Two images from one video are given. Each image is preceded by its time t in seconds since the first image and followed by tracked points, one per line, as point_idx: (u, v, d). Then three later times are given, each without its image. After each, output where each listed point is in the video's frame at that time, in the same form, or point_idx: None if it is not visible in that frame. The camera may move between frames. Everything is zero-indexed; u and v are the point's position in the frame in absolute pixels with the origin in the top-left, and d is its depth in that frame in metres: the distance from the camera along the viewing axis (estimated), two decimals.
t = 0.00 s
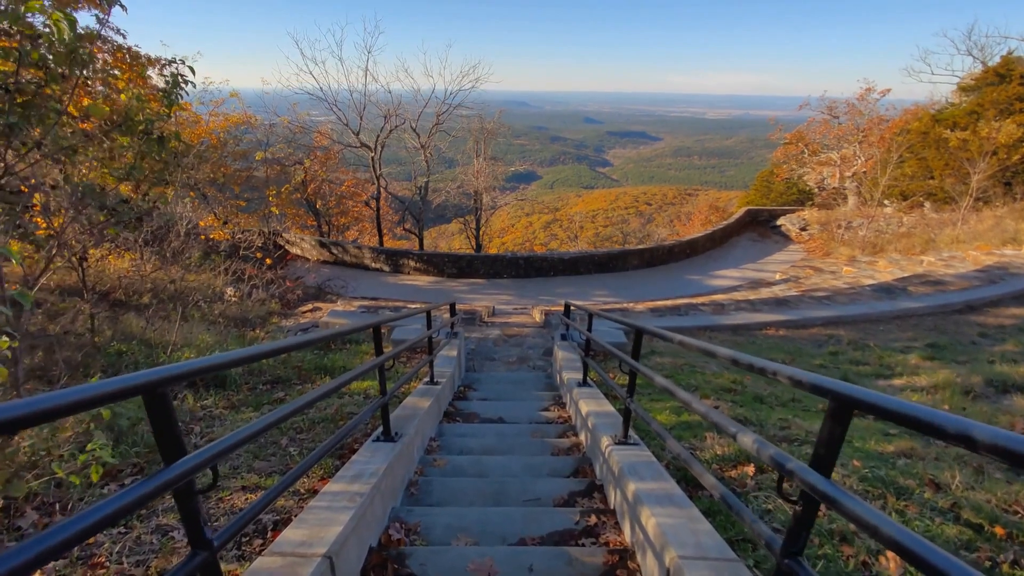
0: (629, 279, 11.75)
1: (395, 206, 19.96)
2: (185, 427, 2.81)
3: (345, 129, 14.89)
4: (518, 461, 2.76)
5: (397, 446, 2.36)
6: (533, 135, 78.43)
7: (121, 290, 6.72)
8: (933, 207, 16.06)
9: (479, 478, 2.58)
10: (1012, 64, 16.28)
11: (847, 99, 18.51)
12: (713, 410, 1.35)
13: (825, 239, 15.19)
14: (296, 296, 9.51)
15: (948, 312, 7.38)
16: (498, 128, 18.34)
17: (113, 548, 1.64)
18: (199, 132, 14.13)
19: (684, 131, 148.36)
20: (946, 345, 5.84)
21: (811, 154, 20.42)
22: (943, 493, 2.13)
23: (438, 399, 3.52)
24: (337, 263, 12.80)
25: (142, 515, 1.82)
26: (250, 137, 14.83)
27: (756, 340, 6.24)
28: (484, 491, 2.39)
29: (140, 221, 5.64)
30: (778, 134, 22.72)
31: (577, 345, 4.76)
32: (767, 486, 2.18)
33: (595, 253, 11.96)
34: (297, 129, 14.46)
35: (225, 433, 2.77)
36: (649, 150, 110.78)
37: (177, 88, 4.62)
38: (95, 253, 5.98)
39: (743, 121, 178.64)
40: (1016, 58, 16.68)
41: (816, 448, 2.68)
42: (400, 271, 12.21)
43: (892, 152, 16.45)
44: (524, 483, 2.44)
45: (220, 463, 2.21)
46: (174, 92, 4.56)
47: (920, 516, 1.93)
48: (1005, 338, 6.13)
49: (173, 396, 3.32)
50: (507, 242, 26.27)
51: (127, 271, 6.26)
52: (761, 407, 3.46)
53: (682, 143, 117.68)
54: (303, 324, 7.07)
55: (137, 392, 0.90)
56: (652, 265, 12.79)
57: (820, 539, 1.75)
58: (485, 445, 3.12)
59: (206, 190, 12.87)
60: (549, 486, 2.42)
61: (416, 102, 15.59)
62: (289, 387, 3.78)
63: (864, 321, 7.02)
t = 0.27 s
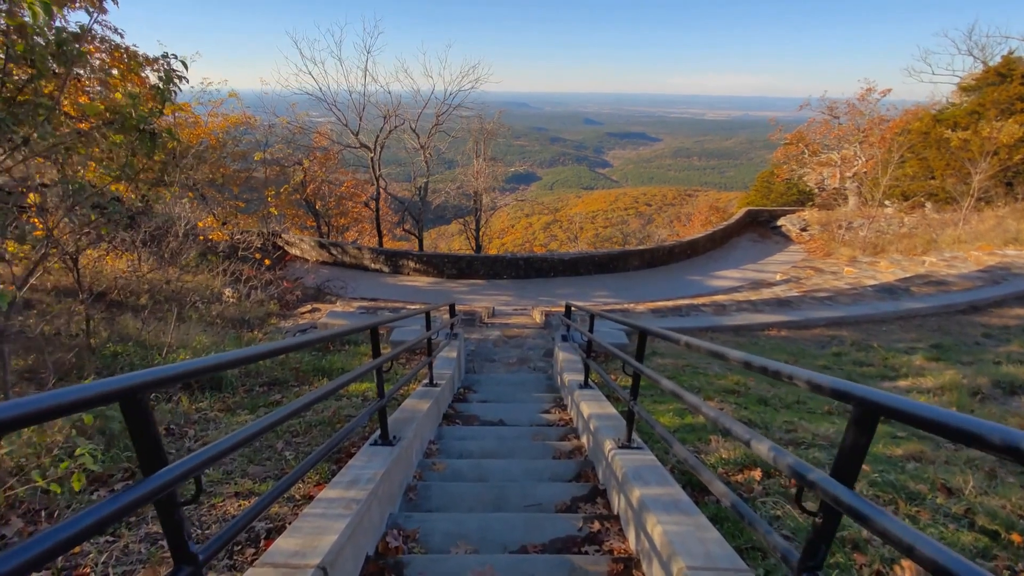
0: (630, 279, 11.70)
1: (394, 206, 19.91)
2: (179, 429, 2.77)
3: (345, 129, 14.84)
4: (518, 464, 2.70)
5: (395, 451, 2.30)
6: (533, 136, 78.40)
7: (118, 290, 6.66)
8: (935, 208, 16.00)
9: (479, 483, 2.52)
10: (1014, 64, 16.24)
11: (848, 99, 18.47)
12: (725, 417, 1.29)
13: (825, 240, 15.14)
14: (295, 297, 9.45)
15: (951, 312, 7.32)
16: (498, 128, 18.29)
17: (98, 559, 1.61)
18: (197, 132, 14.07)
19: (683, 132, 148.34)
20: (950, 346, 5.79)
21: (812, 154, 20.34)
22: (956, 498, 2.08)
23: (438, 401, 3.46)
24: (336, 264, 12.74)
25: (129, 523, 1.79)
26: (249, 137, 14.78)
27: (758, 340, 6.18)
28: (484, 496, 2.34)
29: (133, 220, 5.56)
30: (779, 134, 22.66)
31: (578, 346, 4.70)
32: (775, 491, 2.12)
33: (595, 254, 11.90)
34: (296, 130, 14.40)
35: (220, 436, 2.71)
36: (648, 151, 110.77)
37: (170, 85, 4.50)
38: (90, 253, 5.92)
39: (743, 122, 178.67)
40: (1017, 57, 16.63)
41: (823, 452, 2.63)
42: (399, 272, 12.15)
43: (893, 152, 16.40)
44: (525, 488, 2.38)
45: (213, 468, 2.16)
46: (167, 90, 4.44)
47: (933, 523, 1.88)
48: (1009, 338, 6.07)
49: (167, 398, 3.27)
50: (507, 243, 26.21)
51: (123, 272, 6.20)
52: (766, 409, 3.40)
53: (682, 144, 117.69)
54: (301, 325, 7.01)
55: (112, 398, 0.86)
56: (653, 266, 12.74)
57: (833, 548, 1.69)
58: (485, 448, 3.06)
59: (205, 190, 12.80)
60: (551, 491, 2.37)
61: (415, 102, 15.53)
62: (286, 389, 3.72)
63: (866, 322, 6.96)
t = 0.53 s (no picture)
0: (630, 280, 11.63)
1: (394, 207, 19.85)
2: (172, 434, 2.71)
3: (344, 130, 14.79)
4: (520, 468, 2.64)
5: (393, 456, 2.24)
6: (533, 137, 78.37)
7: (115, 292, 6.60)
8: (936, 208, 15.95)
9: (479, 488, 2.46)
10: (1015, 63, 16.20)
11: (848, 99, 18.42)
12: (741, 421, 1.23)
13: (826, 240, 15.09)
14: (294, 298, 9.38)
15: (955, 312, 7.26)
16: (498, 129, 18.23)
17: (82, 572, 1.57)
18: (196, 133, 14.00)
19: (683, 133, 148.37)
20: (955, 346, 5.73)
21: (811, 155, 20.27)
22: (973, 504, 2.02)
23: (438, 403, 3.40)
24: (335, 265, 12.68)
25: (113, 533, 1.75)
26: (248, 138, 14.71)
27: (761, 341, 6.12)
28: (485, 502, 2.27)
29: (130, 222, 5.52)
30: (779, 134, 22.63)
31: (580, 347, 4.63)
32: (786, 497, 2.06)
33: (596, 254, 11.84)
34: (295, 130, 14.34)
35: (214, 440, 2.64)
36: (648, 152, 110.78)
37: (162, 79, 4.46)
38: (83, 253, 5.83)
39: (742, 122, 178.74)
40: (1018, 57, 16.59)
41: (833, 455, 2.57)
42: (399, 273, 12.08)
43: (894, 152, 16.35)
44: (527, 493, 2.31)
45: (205, 474, 2.10)
46: (159, 85, 4.37)
47: (951, 530, 1.81)
48: (1015, 338, 6.01)
49: (161, 401, 3.20)
50: (506, 244, 26.16)
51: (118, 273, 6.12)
52: (772, 411, 3.34)
53: (682, 146, 117.67)
54: (299, 326, 6.95)
55: (82, 404, 0.80)
56: (653, 267, 12.69)
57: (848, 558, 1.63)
58: (486, 451, 3.00)
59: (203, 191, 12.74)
60: (553, 497, 2.30)
61: (414, 102, 15.48)
62: (283, 391, 3.65)
63: (870, 323, 6.90)
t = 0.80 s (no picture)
0: (631, 281, 11.58)
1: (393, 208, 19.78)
2: (167, 437, 2.66)
3: (343, 130, 14.74)
4: (522, 472, 2.59)
5: (393, 460, 2.18)
6: (533, 137, 78.34)
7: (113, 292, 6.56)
8: (937, 207, 15.90)
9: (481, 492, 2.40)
10: (1016, 62, 16.16)
11: (849, 98, 18.37)
12: (758, 428, 1.18)
13: (827, 240, 15.04)
14: (293, 299, 9.32)
15: (959, 312, 7.21)
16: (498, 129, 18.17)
17: None
18: (195, 133, 13.96)
19: (682, 134, 148.31)
20: (960, 347, 5.68)
21: (812, 155, 20.14)
22: (988, 509, 1.97)
23: (438, 405, 3.35)
24: (334, 266, 12.61)
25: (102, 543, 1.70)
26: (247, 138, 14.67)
27: (764, 342, 6.07)
28: (486, 508, 2.22)
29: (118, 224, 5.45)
30: (779, 134, 22.59)
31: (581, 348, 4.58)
32: (796, 502, 2.01)
33: (596, 254, 11.79)
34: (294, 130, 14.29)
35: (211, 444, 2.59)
36: (648, 152, 110.74)
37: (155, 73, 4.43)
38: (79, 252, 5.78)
39: (742, 122, 178.77)
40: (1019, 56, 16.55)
41: (842, 459, 2.52)
42: (399, 273, 12.02)
43: (895, 152, 16.30)
44: (529, 498, 2.26)
45: (199, 479, 2.04)
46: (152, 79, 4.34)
47: (967, 537, 1.77)
48: (1020, 338, 5.96)
49: (157, 403, 3.16)
50: (506, 244, 26.11)
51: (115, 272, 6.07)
52: (778, 413, 3.28)
53: (682, 146, 117.63)
54: (298, 327, 6.90)
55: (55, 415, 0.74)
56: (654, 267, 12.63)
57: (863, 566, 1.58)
58: (487, 454, 2.94)
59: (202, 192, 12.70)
60: (556, 502, 2.25)
61: (414, 103, 15.43)
62: (280, 394, 3.60)
63: (873, 323, 6.84)
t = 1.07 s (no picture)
0: (632, 281, 11.53)
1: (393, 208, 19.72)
2: (161, 440, 2.60)
3: (343, 130, 14.70)
4: (524, 477, 2.53)
5: (392, 466, 2.13)
6: (533, 138, 78.31)
7: (110, 293, 6.51)
8: (939, 207, 15.84)
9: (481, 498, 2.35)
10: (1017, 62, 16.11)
11: (850, 98, 18.34)
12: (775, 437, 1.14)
13: (829, 240, 14.98)
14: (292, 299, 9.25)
15: (963, 313, 7.15)
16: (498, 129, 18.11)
17: None
18: (194, 133, 13.92)
19: (682, 134, 148.21)
20: (965, 347, 5.62)
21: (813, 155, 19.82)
22: (1004, 516, 1.91)
23: (438, 408, 3.30)
24: (334, 266, 12.56)
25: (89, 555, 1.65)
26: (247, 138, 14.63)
27: (767, 342, 6.02)
28: (487, 514, 2.16)
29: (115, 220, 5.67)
30: (780, 134, 22.53)
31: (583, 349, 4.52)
32: (806, 509, 1.96)
33: (597, 254, 11.73)
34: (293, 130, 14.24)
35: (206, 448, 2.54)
36: (648, 153, 110.67)
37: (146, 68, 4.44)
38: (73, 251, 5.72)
39: (742, 122, 178.71)
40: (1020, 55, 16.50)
41: (851, 463, 2.47)
42: (399, 274, 11.96)
43: (896, 151, 16.25)
44: (532, 504, 2.20)
45: (193, 486, 2.00)
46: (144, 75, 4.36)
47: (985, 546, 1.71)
48: None
49: (153, 406, 3.10)
50: (506, 245, 26.04)
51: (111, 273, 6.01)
52: (784, 415, 3.23)
53: (682, 146, 117.54)
54: (297, 328, 6.85)
55: (20, 428, 0.69)
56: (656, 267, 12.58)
57: None
58: (487, 458, 2.89)
59: (201, 192, 12.65)
60: (559, 508, 2.19)
61: (414, 103, 15.38)
62: (278, 396, 3.54)
63: (877, 324, 6.77)
